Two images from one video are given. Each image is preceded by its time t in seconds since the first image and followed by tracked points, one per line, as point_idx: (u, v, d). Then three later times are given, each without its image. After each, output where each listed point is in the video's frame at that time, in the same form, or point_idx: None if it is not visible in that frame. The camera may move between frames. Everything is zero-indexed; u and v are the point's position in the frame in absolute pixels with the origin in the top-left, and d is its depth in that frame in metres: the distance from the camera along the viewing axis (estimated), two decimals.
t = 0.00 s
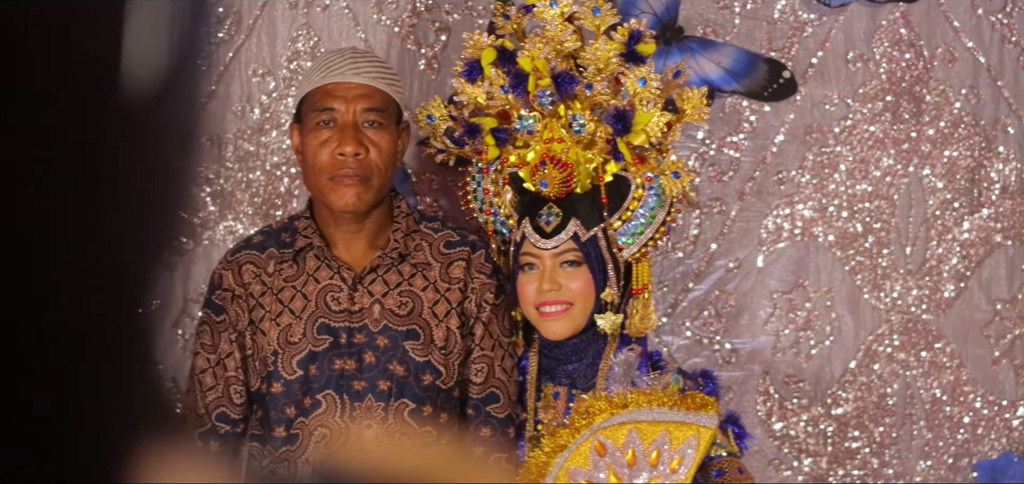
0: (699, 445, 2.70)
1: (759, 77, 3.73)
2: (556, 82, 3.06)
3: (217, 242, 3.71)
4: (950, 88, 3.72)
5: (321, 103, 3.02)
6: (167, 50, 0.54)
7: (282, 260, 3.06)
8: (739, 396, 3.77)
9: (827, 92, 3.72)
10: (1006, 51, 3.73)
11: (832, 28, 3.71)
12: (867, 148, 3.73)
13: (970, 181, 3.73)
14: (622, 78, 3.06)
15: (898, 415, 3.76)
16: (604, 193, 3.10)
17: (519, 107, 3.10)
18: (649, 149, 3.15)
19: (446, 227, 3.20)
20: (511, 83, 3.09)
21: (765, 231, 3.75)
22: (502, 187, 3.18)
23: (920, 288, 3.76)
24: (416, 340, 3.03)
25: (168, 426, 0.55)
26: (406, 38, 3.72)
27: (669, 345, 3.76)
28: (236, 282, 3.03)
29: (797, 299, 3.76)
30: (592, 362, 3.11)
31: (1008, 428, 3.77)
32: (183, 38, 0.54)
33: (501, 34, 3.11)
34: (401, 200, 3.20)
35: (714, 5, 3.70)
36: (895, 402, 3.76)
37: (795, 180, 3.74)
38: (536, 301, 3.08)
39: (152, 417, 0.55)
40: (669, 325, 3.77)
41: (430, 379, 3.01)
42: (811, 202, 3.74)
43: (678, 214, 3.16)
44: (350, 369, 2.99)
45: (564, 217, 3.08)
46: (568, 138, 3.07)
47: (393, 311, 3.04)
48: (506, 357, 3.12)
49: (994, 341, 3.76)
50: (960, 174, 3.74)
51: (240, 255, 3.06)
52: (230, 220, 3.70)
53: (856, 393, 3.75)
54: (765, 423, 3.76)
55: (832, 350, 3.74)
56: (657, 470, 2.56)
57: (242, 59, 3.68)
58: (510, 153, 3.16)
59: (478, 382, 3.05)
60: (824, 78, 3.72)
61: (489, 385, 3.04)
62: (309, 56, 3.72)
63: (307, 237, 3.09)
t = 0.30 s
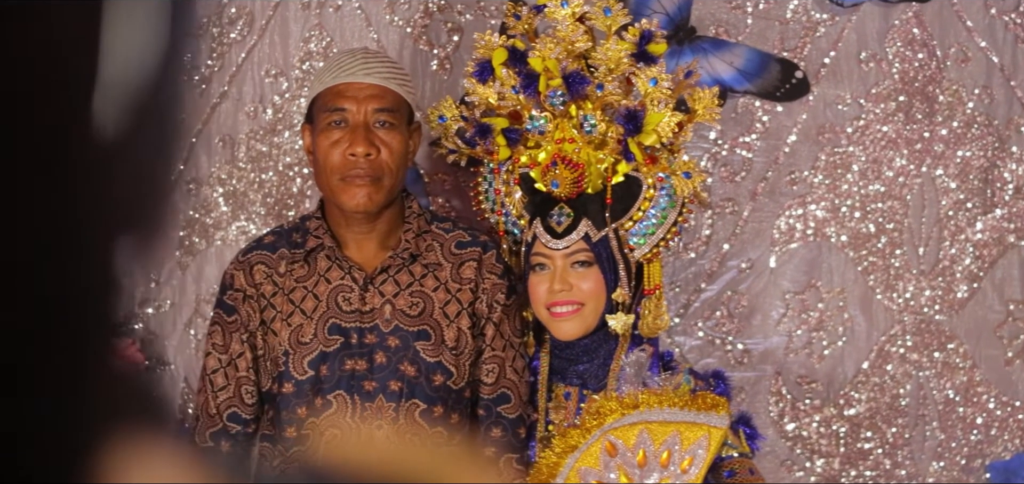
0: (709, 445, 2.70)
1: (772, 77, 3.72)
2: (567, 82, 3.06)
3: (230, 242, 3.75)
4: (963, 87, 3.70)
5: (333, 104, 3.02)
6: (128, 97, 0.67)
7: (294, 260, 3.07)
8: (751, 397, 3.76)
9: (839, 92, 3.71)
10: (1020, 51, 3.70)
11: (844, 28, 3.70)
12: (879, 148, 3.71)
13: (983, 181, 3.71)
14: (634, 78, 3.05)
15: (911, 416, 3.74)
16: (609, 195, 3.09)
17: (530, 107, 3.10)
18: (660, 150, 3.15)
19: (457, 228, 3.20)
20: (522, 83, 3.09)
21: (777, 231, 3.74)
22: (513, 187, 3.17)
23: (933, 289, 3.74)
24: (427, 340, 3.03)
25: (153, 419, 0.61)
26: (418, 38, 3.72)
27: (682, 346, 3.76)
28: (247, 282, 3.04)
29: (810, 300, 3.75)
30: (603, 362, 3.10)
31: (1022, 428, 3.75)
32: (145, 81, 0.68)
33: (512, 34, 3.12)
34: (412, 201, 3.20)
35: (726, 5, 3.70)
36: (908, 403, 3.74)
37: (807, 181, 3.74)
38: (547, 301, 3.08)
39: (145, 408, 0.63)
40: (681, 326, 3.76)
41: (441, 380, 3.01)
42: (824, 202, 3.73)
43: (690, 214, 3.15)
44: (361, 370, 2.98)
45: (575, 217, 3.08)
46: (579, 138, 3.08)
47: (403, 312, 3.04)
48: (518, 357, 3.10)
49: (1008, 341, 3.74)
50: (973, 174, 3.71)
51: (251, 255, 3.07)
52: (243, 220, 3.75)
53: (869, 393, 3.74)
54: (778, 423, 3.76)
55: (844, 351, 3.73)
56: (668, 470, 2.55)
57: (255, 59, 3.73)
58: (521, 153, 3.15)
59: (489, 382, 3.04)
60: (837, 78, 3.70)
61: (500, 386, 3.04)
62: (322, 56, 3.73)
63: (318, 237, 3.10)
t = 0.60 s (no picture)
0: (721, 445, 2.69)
1: (785, 77, 3.70)
2: (579, 82, 3.06)
3: (244, 242, 3.76)
4: (977, 87, 3.68)
5: (344, 104, 3.03)
6: (129, 81, 0.64)
7: (306, 261, 3.07)
8: (764, 397, 3.76)
9: (852, 92, 3.70)
10: None
11: (858, 28, 3.68)
12: (893, 148, 3.70)
13: (997, 182, 3.69)
14: (645, 79, 3.05)
15: (925, 417, 3.73)
16: (620, 194, 3.09)
17: (542, 107, 3.10)
18: (672, 150, 3.14)
19: (469, 228, 3.19)
20: (534, 83, 3.09)
21: (790, 231, 3.73)
22: (524, 188, 3.16)
23: (947, 289, 3.72)
24: (439, 340, 3.03)
25: (136, 412, 0.54)
26: (431, 38, 3.72)
27: (695, 346, 3.75)
28: (259, 283, 3.05)
29: (823, 300, 3.73)
30: (615, 363, 3.10)
31: None
32: (143, 66, 0.64)
33: (524, 34, 3.13)
34: (424, 201, 3.20)
35: (739, 5, 3.69)
36: (922, 403, 3.73)
37: (821, 181, 3.72)
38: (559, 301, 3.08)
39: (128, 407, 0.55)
40: (694, 326, 3.75)
41: (452, 380, 3.02)
42: (837, 202, 3.71)
43: (702, 214, 3.15)
44: (373, 370, 2.98)
45: (587, 218, 3.07)
46: (591, 138, 3.07)
47: (415, 312, 3.04)
48: (529, 357, 3.10)
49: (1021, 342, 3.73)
50: (987, 174, 3.70)
51: (263, 255, 3.08)
52: (257, 221, 3.74)
53: (883, 394, 3.72)
54: (791, 424, 3.74)
55: (858, 351, 3.72)
56: (680, 471, 2.53)
57: (268, 60, 3.75)
58: (533, 153, 3.14)
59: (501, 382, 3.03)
60: (850, 78, 3.69)
61: (512, 386, 3.04)
62: (335, 57, 3.73)
63: (330, 237, 3.10)
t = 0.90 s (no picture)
0: (736, 446, 2.68)
1: (801, 77, 3.69)
2: (592, 83, 3.07)
3: (260, 243, 3.76)
4: (994, 87, 3.66)
5: (358, 105, 3.04)
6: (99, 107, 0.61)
7: (320, 262, 3.08)
8: (780, 398, 3.75)
9: (869, 92, 3.68)
10: None
11: (874, 28, 3.67)
12: (909, 148, 3.68)
13: (1014, 182, 3.68)
14: (659, 79, 3.06)
15: (941, 418, 3.71)
16: (638, 195, 3.08)
17: (556, 108, 3.11)
18: (686, 150, 3.13)
19: (484, 229, 3.20)
20: (548, 83, 3.11)
21: (806, 232, 3.72)
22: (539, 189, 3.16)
23: (964, 289, 3.70)
24: (454, 341, 3.01)
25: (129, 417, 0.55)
26: (447, 39, 3.73)
27: (711, 347, 3.75)
28: (273, 284, 3.06)
29: (839, 301, 3.72)
30: (629, 363, 3.10)
31: None
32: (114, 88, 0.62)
33: (538, 35, 3.15)
34: (438, 202, 3.21)
35: (754, 5, 3.68)
36: (938, 404, 3.71)
37: (837, 181, 3.71)
38: (573, 302, 3.08)
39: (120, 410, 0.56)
40: (710, 327, 3.75)
41: (468, 381, 3.00)
42: (853, 203, 3.70)
43: (716, 214, 3.14)
44: (387, 370, 2.98)
45: (601, 218, 3.06)
46: (605, 139, 3.07)
47: (429, 313, 3.03)
48: (544, 358, 3.09)
49: None
50: (1004, 174, 3.68)
51: (278, 256, 3.09)
52: (273, 222, 3.75)
53: (899, 395, 3.71)
54: (807, 425, 3.73)
55: (874, 352, 3.70)
56: (694, 471, 2.55)
57: (284, 61, 3.76)
58: (547, 154, 3.15)
59: (516, 383, 3.04)
60: (867, 78, 3.68)
61: (527, 387, 3.03)
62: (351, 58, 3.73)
63: (345, 238, 3.11)
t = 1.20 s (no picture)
0: (748, 448, 2.69)
1: (815, 79, 3.67)
2: (605, 84, 3.07)
3: (274, 245, 3.76)
4: (1009, 89, 3.65)
5: (372, 107, 3.05)
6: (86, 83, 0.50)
7: (334, 264, 3.09)
8: (795, 400, 3.74)
9: (883, 93, 3.67)
10: None
11: (888, 29, 3.65)
12: (924, 150, 3.67)
13: None
14: (672, 80, 3.07)
15: (956, 420, 3.69)
16: (654, 196, 3.08)
17: (569, 109, 3.12)
18: (700, 151, 3.13)
19: (497, 231, 3.19)
20: (561, 85, 3.11)
21: (820, 233, 3.71)
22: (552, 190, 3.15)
23: (979, 291, 3.68)
24: (467, 343, 3.00)
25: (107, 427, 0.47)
26: (461, 41, 3.73)
27: (725, 348, 3.74)
28: (287, 285, 3.07)
29: (854, 303, 3.70)
30: (643, 365, 3.09)
31: None
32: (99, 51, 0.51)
33: (551, 37, 3.15)
34: (452, 204, 3.21)
35: (768, 7, 3.68)
36: (953, 406, 3.69)
37: (851, 183, 3.70)
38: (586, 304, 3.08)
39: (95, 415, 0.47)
40: (724, 329, 3.74)
41: (480, 382, 2.99)
42: (868, 204, 3.69)
43: (730, 216, 3.13)
44: (400, 372, 2.98)
45: (614, 220, 3.07)
46: (618, 141, 3.07)
47: (441, 315, 3.02)
48: (557, 360, 3.09)
49: None
50: (1019, 176, 3.67)
51: (291, 258, 3.10)
52: (287, 223, 3.76)
53: (914, 397, 3.69)
54: (822, 427, 3.72)
55: (889, 355, 3.69)
56: (706, 473, 2.61)
57: (298, 63, 3.77)
58: (561, 156, 3.14)
59: (529, 385, 3.03)
60: (881, 79, 3.66)
61: (540, 389, 3.03)
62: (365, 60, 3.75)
63: (358, 240, 3.11)
